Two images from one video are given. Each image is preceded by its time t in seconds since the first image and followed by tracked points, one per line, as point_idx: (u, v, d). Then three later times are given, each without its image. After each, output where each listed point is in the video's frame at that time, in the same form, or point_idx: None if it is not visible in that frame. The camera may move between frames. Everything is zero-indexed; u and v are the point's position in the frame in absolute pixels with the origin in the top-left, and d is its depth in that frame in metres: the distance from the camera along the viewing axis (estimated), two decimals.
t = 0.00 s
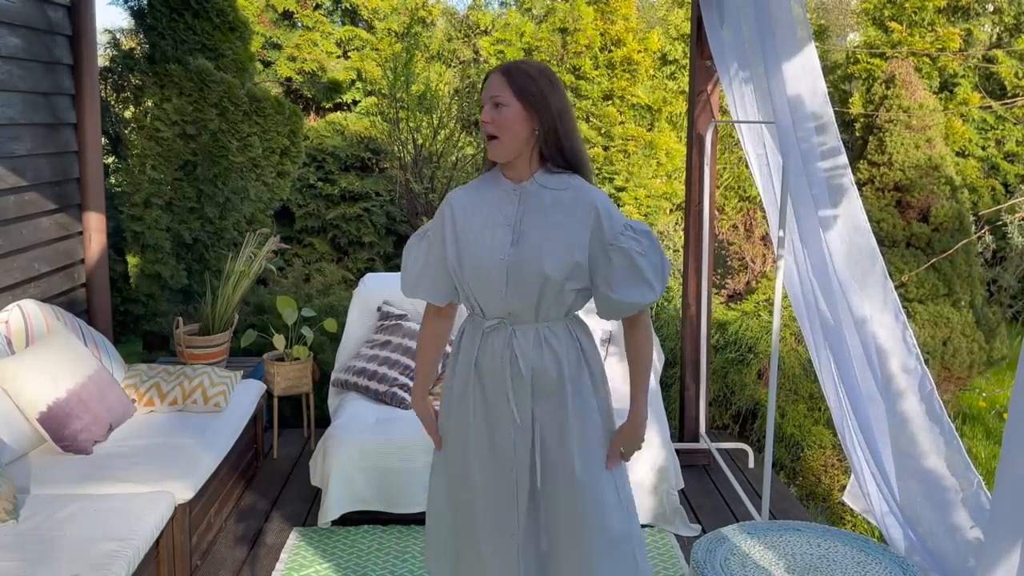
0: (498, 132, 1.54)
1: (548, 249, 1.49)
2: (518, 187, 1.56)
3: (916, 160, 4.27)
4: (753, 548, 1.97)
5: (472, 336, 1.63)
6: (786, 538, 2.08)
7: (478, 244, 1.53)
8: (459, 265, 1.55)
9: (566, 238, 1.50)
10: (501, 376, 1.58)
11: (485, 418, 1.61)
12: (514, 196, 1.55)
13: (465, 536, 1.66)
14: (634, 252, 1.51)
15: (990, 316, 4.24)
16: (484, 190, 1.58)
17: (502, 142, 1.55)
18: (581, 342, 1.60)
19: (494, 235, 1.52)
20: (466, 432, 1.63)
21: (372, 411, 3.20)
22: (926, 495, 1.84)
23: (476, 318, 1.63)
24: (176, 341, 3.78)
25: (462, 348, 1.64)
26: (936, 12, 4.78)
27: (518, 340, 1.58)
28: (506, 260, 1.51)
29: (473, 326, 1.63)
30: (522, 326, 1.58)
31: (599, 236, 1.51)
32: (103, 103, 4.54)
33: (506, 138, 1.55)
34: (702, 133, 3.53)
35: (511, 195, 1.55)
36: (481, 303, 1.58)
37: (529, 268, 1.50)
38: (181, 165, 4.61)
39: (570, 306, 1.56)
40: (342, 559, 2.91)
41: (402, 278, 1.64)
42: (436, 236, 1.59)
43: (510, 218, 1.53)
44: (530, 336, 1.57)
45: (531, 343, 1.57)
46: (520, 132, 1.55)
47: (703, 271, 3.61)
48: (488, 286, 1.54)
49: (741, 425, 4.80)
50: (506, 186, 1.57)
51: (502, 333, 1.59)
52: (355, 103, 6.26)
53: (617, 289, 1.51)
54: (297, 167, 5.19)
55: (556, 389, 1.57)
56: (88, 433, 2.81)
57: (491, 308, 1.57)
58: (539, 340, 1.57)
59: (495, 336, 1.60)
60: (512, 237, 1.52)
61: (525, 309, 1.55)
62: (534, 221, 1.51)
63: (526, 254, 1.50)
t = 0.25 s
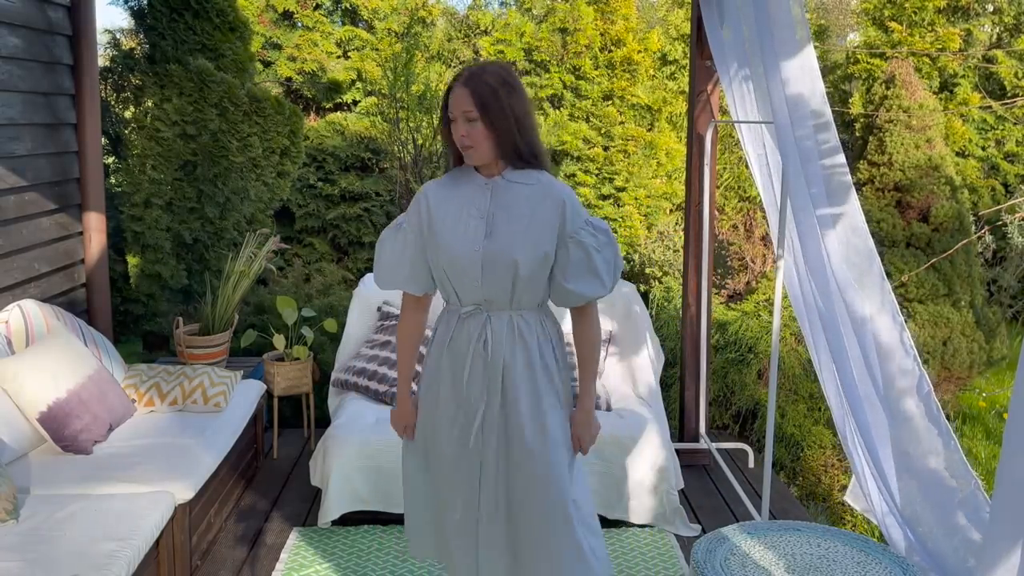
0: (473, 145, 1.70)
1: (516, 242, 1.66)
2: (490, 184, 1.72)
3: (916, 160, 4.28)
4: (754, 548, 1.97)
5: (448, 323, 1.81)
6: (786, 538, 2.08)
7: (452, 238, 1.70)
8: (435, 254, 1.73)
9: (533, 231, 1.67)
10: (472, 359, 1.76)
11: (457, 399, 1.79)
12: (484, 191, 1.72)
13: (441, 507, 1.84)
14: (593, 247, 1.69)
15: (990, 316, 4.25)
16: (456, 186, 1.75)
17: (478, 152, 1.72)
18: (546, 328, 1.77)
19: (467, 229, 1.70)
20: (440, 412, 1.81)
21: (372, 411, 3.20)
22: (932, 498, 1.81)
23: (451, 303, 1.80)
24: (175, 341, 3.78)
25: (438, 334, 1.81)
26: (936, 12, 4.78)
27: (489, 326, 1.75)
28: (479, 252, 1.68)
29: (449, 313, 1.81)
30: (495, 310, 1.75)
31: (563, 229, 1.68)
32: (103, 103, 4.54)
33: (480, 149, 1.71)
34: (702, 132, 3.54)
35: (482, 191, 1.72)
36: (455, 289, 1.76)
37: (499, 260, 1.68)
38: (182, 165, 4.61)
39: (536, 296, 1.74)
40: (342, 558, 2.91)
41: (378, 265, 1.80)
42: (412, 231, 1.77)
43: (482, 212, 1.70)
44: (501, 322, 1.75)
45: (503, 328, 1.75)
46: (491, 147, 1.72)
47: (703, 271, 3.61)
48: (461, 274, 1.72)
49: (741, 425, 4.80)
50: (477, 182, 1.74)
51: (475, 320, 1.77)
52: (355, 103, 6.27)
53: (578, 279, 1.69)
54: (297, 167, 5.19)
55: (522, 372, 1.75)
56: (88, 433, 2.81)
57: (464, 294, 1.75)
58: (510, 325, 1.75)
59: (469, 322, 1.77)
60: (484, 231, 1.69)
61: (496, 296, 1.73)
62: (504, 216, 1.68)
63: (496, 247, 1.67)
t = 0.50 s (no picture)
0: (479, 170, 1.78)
1: (514, 235, 1.77)
2: (486, 184, 1.81)
3: (916, 161, 4.28)
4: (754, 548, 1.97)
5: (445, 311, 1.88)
6: (786, 538, 2.08)
7: (453, 232, 1.80)
8: (434, 246, 1.83)
9: (531, 222, 1.78)
10: (471, 344, 1.83)
11: (454, 384, 1.86)
12: (482, 188, 1.81)
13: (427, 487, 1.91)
14: (588, 235, 1.78)
15: (990, 316, 4.26)
16: (454, 182, 1.84)
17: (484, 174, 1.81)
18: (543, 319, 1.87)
19: (466, 222, 1.79)
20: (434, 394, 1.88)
21: (372, 411, 3.21)
22: (934, 501, 1.79)
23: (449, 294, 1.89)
24: (175, 341, 3.78)
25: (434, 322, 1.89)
26: (936, 12, 4.78)
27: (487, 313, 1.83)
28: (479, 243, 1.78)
29: (448, 301, 1.89)
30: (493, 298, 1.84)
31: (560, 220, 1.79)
32: (103, 103, 4.55)
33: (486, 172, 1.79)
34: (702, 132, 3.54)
35: (480, 187, 1.81)
36: (452, 279, 1.85)
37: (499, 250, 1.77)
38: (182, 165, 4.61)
39: (533, 284, 1.84)
40: (343, 558, 2.91)
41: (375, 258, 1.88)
42: (410, 224, 1.86)
43: (479, 207, 1.80)
44: (499, 308, 1.84)
45: (500, 316, 1.83)
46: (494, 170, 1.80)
47: (703, 271, 3.61)
48: (459, 265, 1.81)
49: (741, 425, 4.81)
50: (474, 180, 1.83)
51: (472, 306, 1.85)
52: (355, 103, 6.27)
53: (576, 266, 1.78)
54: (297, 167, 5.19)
55: (518, 361, 1.83)
56: (88, 433, 2.81)
57: (461, 283, 1.84)
58: (507, 312, 1.83)
59: (468, 310, 1.85)
60: (483, 224, 1.78)
61: (495, 285, 1.82)
62: (500, 210, 1.78)
63: (496, 239, 1.77)
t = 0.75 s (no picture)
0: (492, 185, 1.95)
1: (527, 240, 1.94)
2: (497, 194, 1.99)
3: (916, 161, 4.28)
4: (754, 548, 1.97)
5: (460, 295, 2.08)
6: (785, 538, 2.08)
7: (467, 237, 1.98)
8: (449, 249, 2.01)
9: (541, 229, 1.96)
10: (487, 340, 2.00)
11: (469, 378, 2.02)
12: (493, 197, 1.99)
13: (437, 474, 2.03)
14: (604, 229, 1.98)
15: (989, 316, 4.26)
16: (465, 190, 2.02)
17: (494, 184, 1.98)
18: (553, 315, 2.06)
19: (480, 228, 1.97)
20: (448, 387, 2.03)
21: (371, 411, 3.21)
22: (934, 502, 1.78)
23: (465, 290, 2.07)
24: (176, 341, 3.78)
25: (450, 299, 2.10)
26: (936, 12, 4.78)
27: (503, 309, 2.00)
28: (492, 248, 1.96)
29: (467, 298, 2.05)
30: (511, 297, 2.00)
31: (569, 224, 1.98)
32: (103, 103, 4.56)
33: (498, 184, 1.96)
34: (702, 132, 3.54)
35: (491, 196, 1.99)
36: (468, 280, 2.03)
37: (512, 254, 1.95)
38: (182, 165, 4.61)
39: (546, 284, 2.01)
40: (342, 558, 2.91)
41: (386, 251, 2.10)
42: (421, 224, 2.07)
43: (491, 215, 1.97)
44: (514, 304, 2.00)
45: (516, 311, 2.00)
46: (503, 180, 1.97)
47: (703, 271, 3.61)
48: (475, 268, 1.99)
49: (741, 425, 4.80)
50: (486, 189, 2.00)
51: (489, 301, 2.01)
52: (356, 103, 6.28)
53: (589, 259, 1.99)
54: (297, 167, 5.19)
55: (531, 354, 2.01)
56: (88, 433, 2.81)
57: (477, 285, 2.01)
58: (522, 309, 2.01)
59: (486, 308, 2.01)
60: (495, 230, 1.96)
61: (510, 286, 1.99)
62: (513, 217, 1.96)
63: (508, 245, 1.96)
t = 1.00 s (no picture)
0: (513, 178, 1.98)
1: (546, 239, 2.00)
2: (515, 189, 2.02)
3: (916, 161, 4.28)
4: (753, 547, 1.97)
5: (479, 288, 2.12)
6: (785, 538, 2.08)
7: (487, 233, 2.02)
8: (469, 246, 2.04)
9: (559, 226, 2.01)
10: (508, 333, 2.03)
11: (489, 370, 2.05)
12: (512, 192, 2.02)
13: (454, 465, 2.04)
14: (616, 230, 2.06)
15: (989, 316, 4.27)
16: (484, 185, 2.05)
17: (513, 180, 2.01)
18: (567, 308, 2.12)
19: (499, 224, 2.01)
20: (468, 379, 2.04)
21: (371, 411, 3.21)
22: (934, 502, 1.78)
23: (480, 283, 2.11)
24: (176, 341, 3.78)
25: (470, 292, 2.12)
26: (936, 12, 4.78)
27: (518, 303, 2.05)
28: (512, 245, 2.01)
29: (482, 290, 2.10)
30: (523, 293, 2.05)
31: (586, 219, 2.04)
32: (103, 103, 4.57)
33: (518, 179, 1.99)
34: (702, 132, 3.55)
35: (510, 192, 2.02)
36: (485, 275, 2.08)
37: (531, 252, 2.01)
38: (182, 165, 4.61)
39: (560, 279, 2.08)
40: (342, 558, 2.91)
41: (407, 247, 2.12)
42: (440, 220, 2.09)
43: (511, 212, 2.01)
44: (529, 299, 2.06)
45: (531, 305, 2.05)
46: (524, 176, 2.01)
47: (703, 270, 3.61)
48: (494, 264, 2.03)
49: (741, 425, 4.80)
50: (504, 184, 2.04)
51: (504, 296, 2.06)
52: (356, 103, 6.28)
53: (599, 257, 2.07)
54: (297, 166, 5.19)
55: (549, 345, 2.06)
56: (88, 433, 2.81)
57: (495, 280, 2.05)
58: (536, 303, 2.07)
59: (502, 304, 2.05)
60: (514, 227, 2.01)
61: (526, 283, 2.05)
62: (532, 215, 2.00)
63: (528, 242, 2.01)
